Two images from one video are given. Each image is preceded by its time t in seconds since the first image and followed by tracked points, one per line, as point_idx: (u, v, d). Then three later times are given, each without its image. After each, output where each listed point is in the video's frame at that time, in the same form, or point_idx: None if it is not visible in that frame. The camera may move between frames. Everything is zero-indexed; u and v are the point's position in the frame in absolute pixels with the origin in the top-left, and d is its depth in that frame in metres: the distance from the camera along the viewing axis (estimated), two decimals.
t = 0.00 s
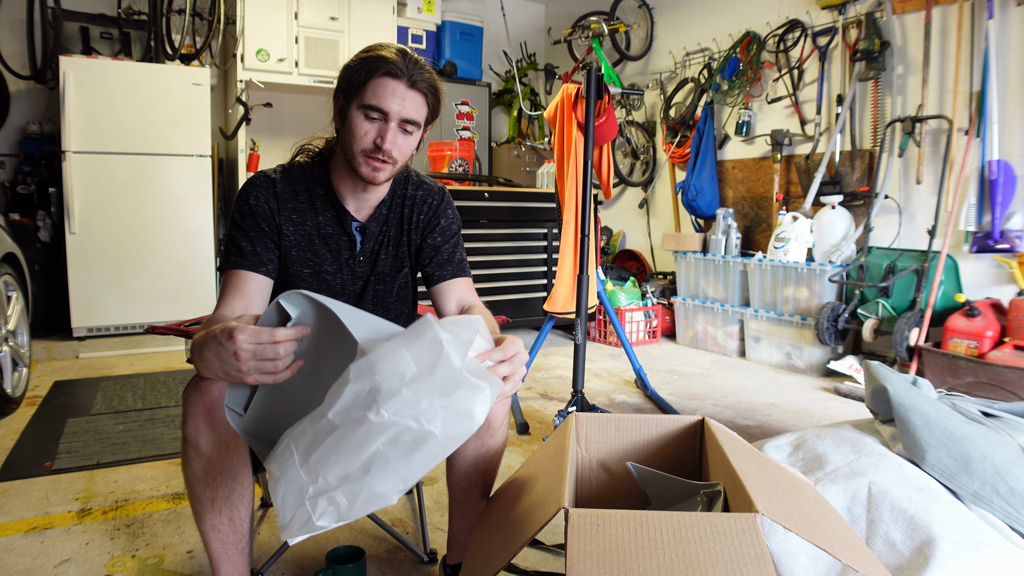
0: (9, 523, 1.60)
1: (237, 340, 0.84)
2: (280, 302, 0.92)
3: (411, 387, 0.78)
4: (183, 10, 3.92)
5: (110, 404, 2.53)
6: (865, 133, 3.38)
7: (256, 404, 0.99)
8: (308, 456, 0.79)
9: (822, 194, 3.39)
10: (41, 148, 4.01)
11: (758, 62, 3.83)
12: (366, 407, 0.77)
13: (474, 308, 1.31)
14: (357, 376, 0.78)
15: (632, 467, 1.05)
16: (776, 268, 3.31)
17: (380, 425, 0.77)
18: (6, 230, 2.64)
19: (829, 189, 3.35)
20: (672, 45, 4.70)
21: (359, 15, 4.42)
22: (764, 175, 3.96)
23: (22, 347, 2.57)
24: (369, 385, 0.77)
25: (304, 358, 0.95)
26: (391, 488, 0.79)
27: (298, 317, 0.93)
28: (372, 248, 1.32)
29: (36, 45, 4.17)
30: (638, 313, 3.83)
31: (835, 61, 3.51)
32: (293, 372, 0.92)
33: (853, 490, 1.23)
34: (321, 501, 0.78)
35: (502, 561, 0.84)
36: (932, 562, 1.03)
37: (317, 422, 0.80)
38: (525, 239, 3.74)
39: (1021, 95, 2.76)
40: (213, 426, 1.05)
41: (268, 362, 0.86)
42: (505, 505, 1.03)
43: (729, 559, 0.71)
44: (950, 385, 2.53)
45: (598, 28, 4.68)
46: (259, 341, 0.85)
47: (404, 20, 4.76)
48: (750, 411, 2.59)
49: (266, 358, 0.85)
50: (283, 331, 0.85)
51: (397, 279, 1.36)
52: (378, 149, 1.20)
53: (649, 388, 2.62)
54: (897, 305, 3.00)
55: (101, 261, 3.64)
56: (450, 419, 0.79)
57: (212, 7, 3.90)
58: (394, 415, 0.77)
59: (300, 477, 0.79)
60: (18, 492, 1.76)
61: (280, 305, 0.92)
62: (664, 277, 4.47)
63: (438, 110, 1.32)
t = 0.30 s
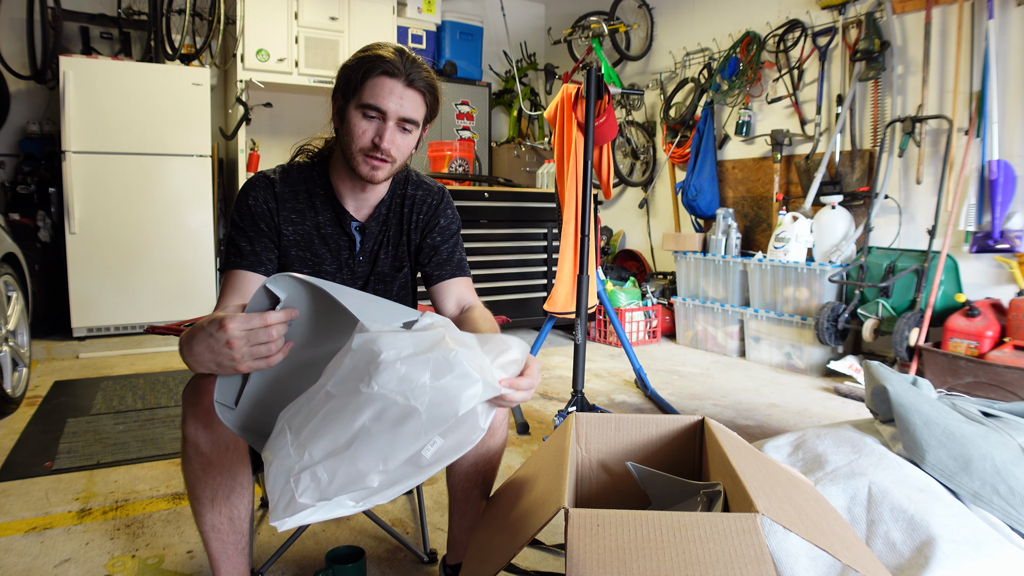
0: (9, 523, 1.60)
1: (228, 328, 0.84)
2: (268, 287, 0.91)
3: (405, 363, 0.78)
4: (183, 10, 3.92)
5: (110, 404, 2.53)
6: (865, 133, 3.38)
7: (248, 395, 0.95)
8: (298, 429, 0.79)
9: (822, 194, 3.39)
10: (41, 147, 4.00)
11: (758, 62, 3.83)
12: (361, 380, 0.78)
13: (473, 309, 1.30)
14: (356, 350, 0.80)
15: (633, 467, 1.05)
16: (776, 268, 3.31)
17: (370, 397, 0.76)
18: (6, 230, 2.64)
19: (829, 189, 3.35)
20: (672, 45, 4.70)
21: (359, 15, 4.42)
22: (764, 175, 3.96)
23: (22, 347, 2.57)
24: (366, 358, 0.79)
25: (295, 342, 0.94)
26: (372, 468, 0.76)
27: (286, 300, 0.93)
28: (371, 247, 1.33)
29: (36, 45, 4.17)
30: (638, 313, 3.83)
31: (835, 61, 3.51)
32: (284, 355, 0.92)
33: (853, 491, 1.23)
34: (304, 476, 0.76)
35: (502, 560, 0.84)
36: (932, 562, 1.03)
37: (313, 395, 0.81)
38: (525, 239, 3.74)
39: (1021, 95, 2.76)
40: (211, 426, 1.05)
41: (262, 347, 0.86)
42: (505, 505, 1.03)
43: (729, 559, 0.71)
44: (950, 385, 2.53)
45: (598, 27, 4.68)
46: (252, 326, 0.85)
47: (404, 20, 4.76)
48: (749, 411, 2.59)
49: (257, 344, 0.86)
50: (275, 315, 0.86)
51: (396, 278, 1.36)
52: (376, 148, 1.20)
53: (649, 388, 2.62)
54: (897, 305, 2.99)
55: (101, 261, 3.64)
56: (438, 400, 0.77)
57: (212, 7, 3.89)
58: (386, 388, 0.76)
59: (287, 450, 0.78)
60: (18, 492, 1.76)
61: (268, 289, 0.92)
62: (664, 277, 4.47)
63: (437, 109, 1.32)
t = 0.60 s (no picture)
0: (9, 523, 1.60)
1: (210, 323, 0.75)
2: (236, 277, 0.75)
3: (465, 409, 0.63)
4: (183, 10, 3.92)
5: (110, 404, 2.53)
6: (865, 133, 3.38)
7: (240, 389, 0.86)
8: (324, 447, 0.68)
9: (822, 194, 3.39)
10: (41, 148, 4.00)
11: (758, 62, 3.83)
12: (408, 420, 0.63)
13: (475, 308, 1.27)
14: (408, 381, 0.63)
15: (633, 467, 1.05)
16: (776, 268, 3.31)
17: (417, 443, 0.63)
18: (6, 230, 2.64)
19: (829, 189, 3.35)
20: (672, 45, 4.70)
21: (359, 15, 4.42)
22: (763, 175, 3.96)
23: (22, 347, 2.57)
24: (417, 399, 0.62)
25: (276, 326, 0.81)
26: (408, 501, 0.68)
27: (264, 286, 0.77)
28: (371, 247, 1.33)
29: (36, 44, 4.17)
30: (638, 313, 3.83)
31: (835, 61, 3.51)
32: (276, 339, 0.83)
33: (853, 490, 1.23)
34: (335, 501, 0.68)
35: (502, 561, 0.84)
36: (932, 562, 1.03)
37: (344, 414, 0.67)
38: (525, 239, 3.74)
39: (1021, 95, 2.76)
40: (212, 428, 1.04)
41: (251, 336, 0.77)
42: (505, 504, 1.04)
43: (728, 559, 0.71)
44: (950, 385, 2.53)
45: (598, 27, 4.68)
46: (234, 317, 0.75)
47: (404, 20, 4.76)
48: (750, 411, 2.59)
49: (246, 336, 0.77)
50: (256, 303, 0.75)
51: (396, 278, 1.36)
52: (378, 146, 1.20)
53: (649, 388, 2.62)
54: (897, 305, 3.00)
55: (101, 261, 3.64)
56: (487, 456, 0.65)
57: (212, 8, 3.90)
58: (439, 440, 0.63)
59: (314, 467, 0.69)
60: (18, 493, 1.76)
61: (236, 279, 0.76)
62: (664, 277, 4.47)
63: (437, 107, 1.32)
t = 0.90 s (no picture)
0: (9, 523, 1.60)
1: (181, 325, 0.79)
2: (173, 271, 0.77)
3: (471, 483, 0.65)
4: (183, 10, 3.92)
5: (110, 404, 2.53)
6: (865, 133, 3.38)
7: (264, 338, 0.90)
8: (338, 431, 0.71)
9: (822, 194, 3.39)
10: (41, 148, 4.00)
11: (758, 62, 3.83)
12: (416, 475, 0.66)
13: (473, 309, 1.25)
14: (430, 452, 0.65)
15: (633, 467, 1.05)
16: (776, 268, 3.31)
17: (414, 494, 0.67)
18: (6, 230, 2.64)
19: (829, 189, 3.35)
20: (672, 45, 4.70)
21: (359, 15, 4.42)
22: (764, 175, 3.96)
23: (22, 347, 2.57)
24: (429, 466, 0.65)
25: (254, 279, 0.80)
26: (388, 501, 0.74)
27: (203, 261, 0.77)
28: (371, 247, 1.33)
29: (36, 44, 4.17)
30: (638, 313, 3.83)
31: (835, 61, 3.51)
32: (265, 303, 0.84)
33: (853, 490, 1.23)
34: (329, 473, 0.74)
35: (503, 560, 0.83)
36: (932, 562, 1.03)
37: (358, 421, 0.68)
38: (525, 239, 3.74)
39: (1020, 95, 2.76)
40: (214, 426, 1.05)
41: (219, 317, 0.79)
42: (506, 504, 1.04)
43: (728, 559, 0.71)
44: (950, 385, 2.53)
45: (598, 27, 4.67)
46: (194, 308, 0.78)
47: (404, 20, 4.77)
48: (750, 411, 2.59)
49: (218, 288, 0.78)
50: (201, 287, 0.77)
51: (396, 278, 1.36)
52: (371, 143, 1.20)
53: (649, 388, 2.62)
54: (897, 305, 3.00)
55: (101, 261, 3.64)
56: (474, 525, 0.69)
57: (212, 8, 3.90)
58: (437, 509, 0.66)
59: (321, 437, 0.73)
60: (18, 493, 1.76)
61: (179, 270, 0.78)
62: (664, 277, 4.47)
63: (430, 103, 1.31)
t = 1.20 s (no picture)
0: (9, 523, 1.60)
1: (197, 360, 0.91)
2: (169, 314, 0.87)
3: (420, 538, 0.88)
4: (183, 10, 3.91)
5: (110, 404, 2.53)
6: (865, 133, 3.39)
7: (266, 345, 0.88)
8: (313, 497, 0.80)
9: (822, 194, 3.39)
10: (41, 147, 4.00)
11: (758, 62, 3.83)
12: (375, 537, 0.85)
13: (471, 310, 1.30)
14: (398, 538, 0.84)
15: (632, 466, 1.05)
16: (776, 268, 3.31)
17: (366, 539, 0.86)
18: (6, 230, 2.64)
19: (829, 189, 3.35)
20: (672, 45, 4.70)
21: (359, 15, 4.42)
22: (764, 175, 3.96)
23: (22, 347, 2.57)
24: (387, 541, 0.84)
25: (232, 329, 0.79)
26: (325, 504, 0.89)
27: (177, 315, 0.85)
28: (367, 249, 1.33)
29: (36, 44, 4.17)
30: (638, 313, 3.83)
31: (835, 61, 3.51)
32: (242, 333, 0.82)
33: (853, 490, 1.23)
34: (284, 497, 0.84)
35: (503, 559, 0.84)
36: (932, 562, 1.03)
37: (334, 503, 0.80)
38: (525, 239, 3.74)
39: (1021, 95, 2.76)
40: (218, 428, 1.05)
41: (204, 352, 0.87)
42: (506, 504, 1.03)
43: (729, 559, 0.71)
44: (950, 385, 2.53)
45: (598, 28, 4.67)
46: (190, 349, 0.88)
47: (404, 20, 4.77)
48: (750, 411, 2.59)
49: (193, 315, 0.81)
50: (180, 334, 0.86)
51: (392, 280, 1.36)
52: (350, 144, 1.21)
53: (649, 388, 2.61)
54: (897, 305, 2.99)
55: (101, 261, 3.64)
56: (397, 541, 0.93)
57: (212, 7, 3.90)
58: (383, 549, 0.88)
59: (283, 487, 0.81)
60: (18, 492, 1.76)
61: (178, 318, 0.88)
62: (664, 277, 4.47)
63: (413, 97, 1.32)
